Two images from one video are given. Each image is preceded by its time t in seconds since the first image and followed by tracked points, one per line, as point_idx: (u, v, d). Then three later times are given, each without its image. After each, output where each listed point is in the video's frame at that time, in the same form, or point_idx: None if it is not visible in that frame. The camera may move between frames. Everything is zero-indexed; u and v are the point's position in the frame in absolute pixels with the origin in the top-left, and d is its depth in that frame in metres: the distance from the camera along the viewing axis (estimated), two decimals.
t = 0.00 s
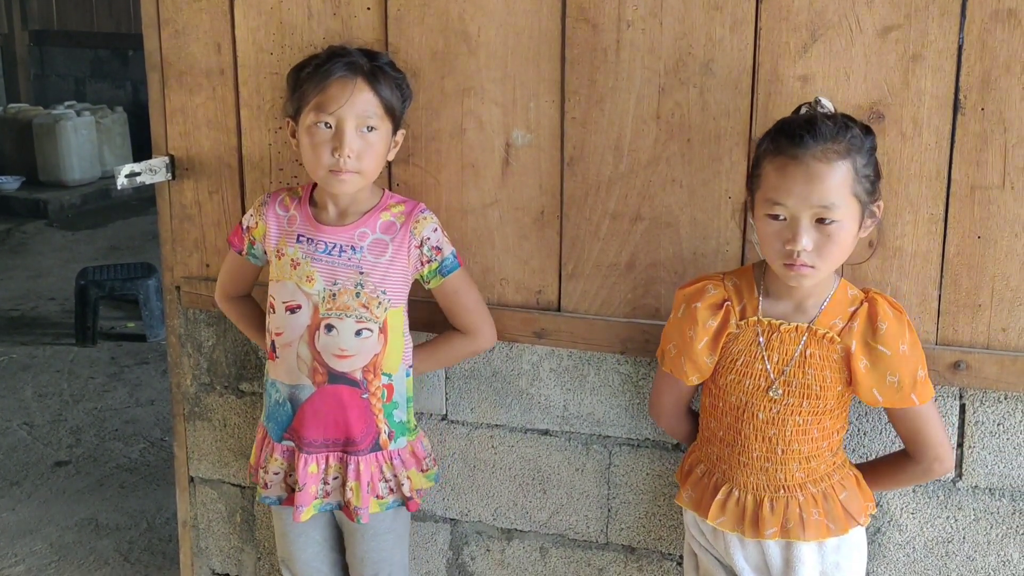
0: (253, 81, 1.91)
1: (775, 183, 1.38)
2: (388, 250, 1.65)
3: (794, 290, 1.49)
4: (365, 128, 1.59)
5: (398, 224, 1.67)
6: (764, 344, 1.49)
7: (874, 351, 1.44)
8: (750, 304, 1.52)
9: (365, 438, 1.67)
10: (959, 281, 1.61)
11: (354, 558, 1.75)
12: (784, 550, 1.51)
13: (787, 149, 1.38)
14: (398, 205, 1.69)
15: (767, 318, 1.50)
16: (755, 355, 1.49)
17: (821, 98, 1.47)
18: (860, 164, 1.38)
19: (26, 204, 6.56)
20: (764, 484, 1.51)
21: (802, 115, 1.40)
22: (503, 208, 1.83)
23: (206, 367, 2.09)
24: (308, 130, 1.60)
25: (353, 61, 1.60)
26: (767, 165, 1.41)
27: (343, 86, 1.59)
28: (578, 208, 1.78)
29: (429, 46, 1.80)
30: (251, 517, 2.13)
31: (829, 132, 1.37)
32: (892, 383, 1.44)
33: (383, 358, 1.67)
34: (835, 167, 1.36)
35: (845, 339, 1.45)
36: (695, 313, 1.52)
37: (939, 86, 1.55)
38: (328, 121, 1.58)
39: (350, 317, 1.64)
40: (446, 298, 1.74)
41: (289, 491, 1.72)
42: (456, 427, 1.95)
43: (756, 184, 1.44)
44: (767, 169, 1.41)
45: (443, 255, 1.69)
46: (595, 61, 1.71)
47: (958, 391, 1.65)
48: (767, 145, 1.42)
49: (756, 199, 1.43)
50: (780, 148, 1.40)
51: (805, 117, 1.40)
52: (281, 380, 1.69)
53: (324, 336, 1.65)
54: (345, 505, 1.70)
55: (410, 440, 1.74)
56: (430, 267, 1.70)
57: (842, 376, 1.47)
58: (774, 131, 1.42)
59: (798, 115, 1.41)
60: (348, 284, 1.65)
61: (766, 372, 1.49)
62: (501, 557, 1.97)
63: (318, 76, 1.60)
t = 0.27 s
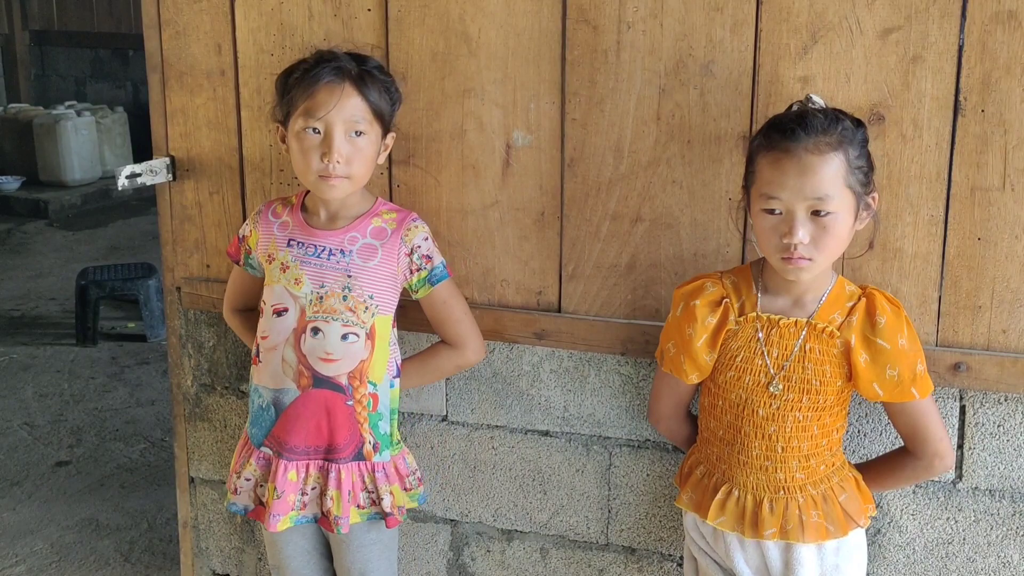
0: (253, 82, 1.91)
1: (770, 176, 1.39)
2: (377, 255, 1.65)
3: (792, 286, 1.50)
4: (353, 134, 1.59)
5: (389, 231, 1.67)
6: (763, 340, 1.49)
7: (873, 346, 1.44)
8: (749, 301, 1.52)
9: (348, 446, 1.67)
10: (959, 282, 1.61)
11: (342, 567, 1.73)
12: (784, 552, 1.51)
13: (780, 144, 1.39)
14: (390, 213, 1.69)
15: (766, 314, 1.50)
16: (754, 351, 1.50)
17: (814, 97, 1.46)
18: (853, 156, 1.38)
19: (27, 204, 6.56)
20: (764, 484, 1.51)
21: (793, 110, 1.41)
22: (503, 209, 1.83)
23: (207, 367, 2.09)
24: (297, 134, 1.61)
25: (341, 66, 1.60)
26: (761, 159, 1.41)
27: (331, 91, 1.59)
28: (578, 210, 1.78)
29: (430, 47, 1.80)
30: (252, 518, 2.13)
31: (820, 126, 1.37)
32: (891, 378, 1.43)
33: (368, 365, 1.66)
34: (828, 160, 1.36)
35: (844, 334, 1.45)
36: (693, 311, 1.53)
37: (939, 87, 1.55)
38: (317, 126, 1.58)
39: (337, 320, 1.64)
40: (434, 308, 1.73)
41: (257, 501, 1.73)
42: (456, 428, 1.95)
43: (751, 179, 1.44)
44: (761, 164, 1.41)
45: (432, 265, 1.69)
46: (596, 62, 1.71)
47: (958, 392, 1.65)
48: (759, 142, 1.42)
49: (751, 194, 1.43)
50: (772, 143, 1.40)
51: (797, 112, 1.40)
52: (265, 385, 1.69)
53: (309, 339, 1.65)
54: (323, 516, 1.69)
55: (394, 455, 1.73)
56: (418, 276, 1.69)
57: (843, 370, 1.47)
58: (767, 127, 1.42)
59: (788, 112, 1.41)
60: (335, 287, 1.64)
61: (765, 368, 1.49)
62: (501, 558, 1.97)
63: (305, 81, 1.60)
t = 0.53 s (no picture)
0: (253, 82, 1.91)
1: (768, 182, 1.38)
2: (380, 253, 1.65)
3: (790, 287, 1.50)
4: (351, 132, 1.59)
5: (391, 229, 1.67)
6: (761, 340, 1.49)
7: (871, 345, 1.44)
8: (747, 301, 1.52)
9: (354, 444, 1.66)
10: (960, 282, 1.61)
11: (346, 564, 1.73)
12: (783, 550, 1.51)
13: (777, 149, 1.38)
14: (392, 210, 1.69)
15: (764, 314, 1.50)
16: (752, 351, 1.50)
17: (812, 99, 1.47)
18: (851, 161, 1.38)
19: (27, 203, 6.56)
20: (763, 483, 1.51)
21: (790, 115, 1.40)
22: (504, 210, 1.82)
23: (207, 367, 2.09)
24: (296, 134, 1.60)
25: (337, 63, 1.60)
26: (759, 164, 1.41)
27: (329, 89, 1.58)
28: (579, 210, 1.78)
29: (430, 47, 1.80)
30: (252, 518, 2.13)
31: (818, 131, 1.37)
32: (891, 377, 1.43)
33: (373, 363, 1.66)
34: (825, 165, 1.36)
35: (842, 334, 1.45)
36: (692, 310, 1.53)
37: (941, 87, 1.55)
38: (314, 124, 1.58)
39: (341, 319, 1.64)
40: (436, 304, 1.73)
41: (268, 497, 1.72)
42: (456, 428, 1.95)
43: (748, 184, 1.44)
44: (759, 169, 1.41)
45: (435, 262, 1.69)
46: (597, 62, 1.71)
47: (959, 393, 1.65)
48: (757, 147, 1.42)
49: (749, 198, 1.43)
50: (770, 148, 1.40)
51: (794, 117, 1.40)
52: (270, 384, 1.69)
53: (314, 339, 1.65)
54: (331, 515, 1.68)
55: (399, 450, 1.72)
56: (422, 273, 1.69)
57: (841, 370, 1.46)
58: (764, 132, 1.42)
59: (786, 116, 1.41)
60: (339, 286, 1.64)
61: (764, 368, 1.49)
62: (502, 558, 1.97)
63: (302, 79, 1.60)
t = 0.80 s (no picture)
0: (252, 83, 1.91)
1: (753, 189, 1.38)
2: (385, 249, 1.64)
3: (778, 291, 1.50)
4: (354, 131, 1.58)
5: (394, 224, 1.66)
6: (748, 343, 1.49)
7: (858, 350, 1.43)
8: (735, 304, 1.52)
9: (370, 437, 1.66)
10: (960, 283, 1.61)
11: (357, 556, 1.75)
12: (773, 551, 1.51)
13: (762, 156, 1.38)
14: (394, 204, 1.68)
15: (751, 318, 1.50)
16: (740, 354, 1.50)
17: (798, 101, 1.46)
18: (837, 167, 1.38)
19: (26, 203, 6.56)
20: (753, 484, 1.51)
21: (775, 120, 1.40)
22: (503, 210, 1.82)
23: (206, 368, 2.09)
24: (298, 132, 1.60)
25: (342, 62, 1.60)
26: (744, 171, 1.41)
27: (332, 89, 1.58)
28: (578, 211, 1.77)
29: (429, 48, 1.80)
30: (251, 519, 2.13)
31: (803, 138, 1.37)
32: (876, 382, 1.42)
33: (384, 356, 1.67)
34: (810, 172, 1.36)
35: (829, 338, 1.45)
36: (681, 313, 1.53)
37: (940, 88, 1.55)
38: (318, 124, 1.58)
39: (351, 316, 1.64)
40: (444, 294, 1.72)
41: (290, 491, 1.73)
42: (455, 430, 1.95)
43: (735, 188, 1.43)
44: (744, 176, 1.40)
45: (439, 254, 1.68)
46: (596, 63, 1.71)
47: (958, 394, 1.65)
48: (743, 152, 1.42)
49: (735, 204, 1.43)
50: (756, 154, 1.39)
51: (779, 123, 1.39)
52: (284, 380, 1.70)
53: (326, 336, 1.66)
54: (352, 507, 1.69)
55: (411, 437, 1.74)
56: (426, 265, 1.68)
57: (828, 374, 1.46)
58: (750, 137, 1.42)
59: (772, 121, 1.40)
60: (346, 283, 1.64)
61: (751, 371, 1.49)
62: (500, 559, 1.97)
63: (306, 78, 1.60)
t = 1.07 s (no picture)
0: (251, 82, 1.91)
1: (734, 188, 1.38)
2: (375, 246, 1.64)
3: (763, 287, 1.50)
4: (347, 125, 1.59)
5: (383, 220, 1.65)
6: (736, 341, 1.49)
7: (845, 342, 1.44)
8: (721, 303, 1.52)
9: (371, 433, 1.67)
10: (958, 283, 1.61)
11: (357, 552, 1.76)
12: (769, 547, 1.51)
13: (742, 154, 1.38)
14: (383, 201, 1.68)
15: (738, 315, 1.50)
16: (728, 352, 1.50)
17: (776, 99, 1.46)
18: (817, 163, 1.38)
19: (25, 203, 6.56)
20: (746, 482, 1.51)
21: (754, 118, 1.40)
22: (501, 210, 1.82)
23: (205, 368, 2.09)
24: (291, 125, 1.60)
25: (339, 57, 1.61)
26: (725, 169, 1.40)
27: (327, 81, 1.59)
28: (577, 210, 1.78)
29: (428, 47, 1.80)
30: (250, 519, 2.13)
31: (783, 135, 1.37)
32: (865, 373, 1.43)
33: (380, 352, 1.67)
34: (790, 169, 1.36)
35: (816, 332, 1.45)
36: (668, 315, 1.53)
37: (939, 87, 1.55)
38: (311, 116, 1.58)
39: (345, 316, 1.65)
40: (439, 287, 1.72)
41: (298, 487, 1.74)
42: (454, 429, 1.95)
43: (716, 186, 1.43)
44: (724, 174, 1.40)
45: (430, 246, 1.67)
46: (594, 62, 1.71)
47: (956, 393, 1.65)
48: (723, 151, 1.42)
49: (717, 202, 1.43)
50: (735, 152, 1.39)
51: (758, 121, 1.39)
52: (282, 381, 1.70)
53: (321, 336, 1.66)
54: (359, 501, 1.70)
55: (413, 430, 1.74)
56: (418, 259, 1.68)
57: (817, 368, 1.46)
58: (729, 135, 1.41)
59: (751, 118, 1.40)
60: (339, 283, 1.64)
61: (740, 368, 1.49)
62: (500, 558, 1.97)
63: (302, 71, 1.61)
